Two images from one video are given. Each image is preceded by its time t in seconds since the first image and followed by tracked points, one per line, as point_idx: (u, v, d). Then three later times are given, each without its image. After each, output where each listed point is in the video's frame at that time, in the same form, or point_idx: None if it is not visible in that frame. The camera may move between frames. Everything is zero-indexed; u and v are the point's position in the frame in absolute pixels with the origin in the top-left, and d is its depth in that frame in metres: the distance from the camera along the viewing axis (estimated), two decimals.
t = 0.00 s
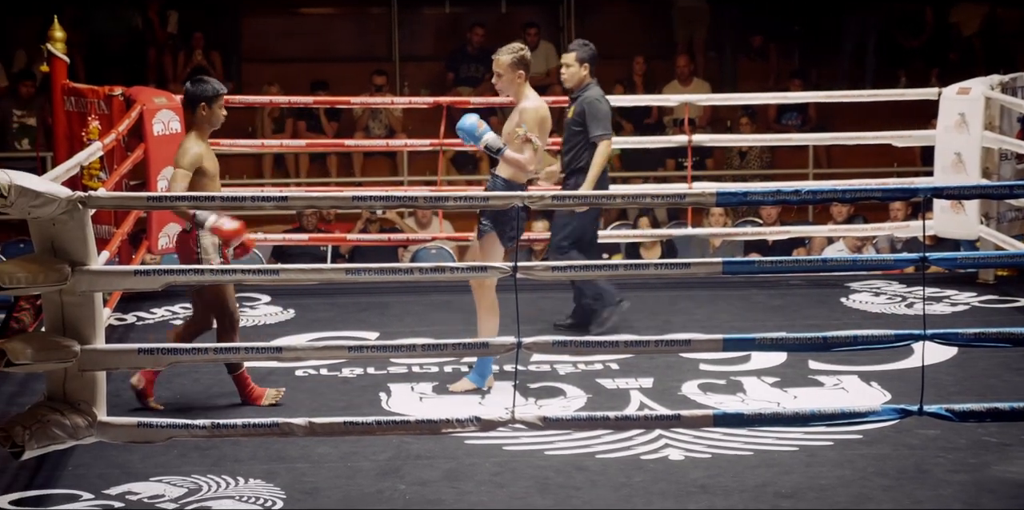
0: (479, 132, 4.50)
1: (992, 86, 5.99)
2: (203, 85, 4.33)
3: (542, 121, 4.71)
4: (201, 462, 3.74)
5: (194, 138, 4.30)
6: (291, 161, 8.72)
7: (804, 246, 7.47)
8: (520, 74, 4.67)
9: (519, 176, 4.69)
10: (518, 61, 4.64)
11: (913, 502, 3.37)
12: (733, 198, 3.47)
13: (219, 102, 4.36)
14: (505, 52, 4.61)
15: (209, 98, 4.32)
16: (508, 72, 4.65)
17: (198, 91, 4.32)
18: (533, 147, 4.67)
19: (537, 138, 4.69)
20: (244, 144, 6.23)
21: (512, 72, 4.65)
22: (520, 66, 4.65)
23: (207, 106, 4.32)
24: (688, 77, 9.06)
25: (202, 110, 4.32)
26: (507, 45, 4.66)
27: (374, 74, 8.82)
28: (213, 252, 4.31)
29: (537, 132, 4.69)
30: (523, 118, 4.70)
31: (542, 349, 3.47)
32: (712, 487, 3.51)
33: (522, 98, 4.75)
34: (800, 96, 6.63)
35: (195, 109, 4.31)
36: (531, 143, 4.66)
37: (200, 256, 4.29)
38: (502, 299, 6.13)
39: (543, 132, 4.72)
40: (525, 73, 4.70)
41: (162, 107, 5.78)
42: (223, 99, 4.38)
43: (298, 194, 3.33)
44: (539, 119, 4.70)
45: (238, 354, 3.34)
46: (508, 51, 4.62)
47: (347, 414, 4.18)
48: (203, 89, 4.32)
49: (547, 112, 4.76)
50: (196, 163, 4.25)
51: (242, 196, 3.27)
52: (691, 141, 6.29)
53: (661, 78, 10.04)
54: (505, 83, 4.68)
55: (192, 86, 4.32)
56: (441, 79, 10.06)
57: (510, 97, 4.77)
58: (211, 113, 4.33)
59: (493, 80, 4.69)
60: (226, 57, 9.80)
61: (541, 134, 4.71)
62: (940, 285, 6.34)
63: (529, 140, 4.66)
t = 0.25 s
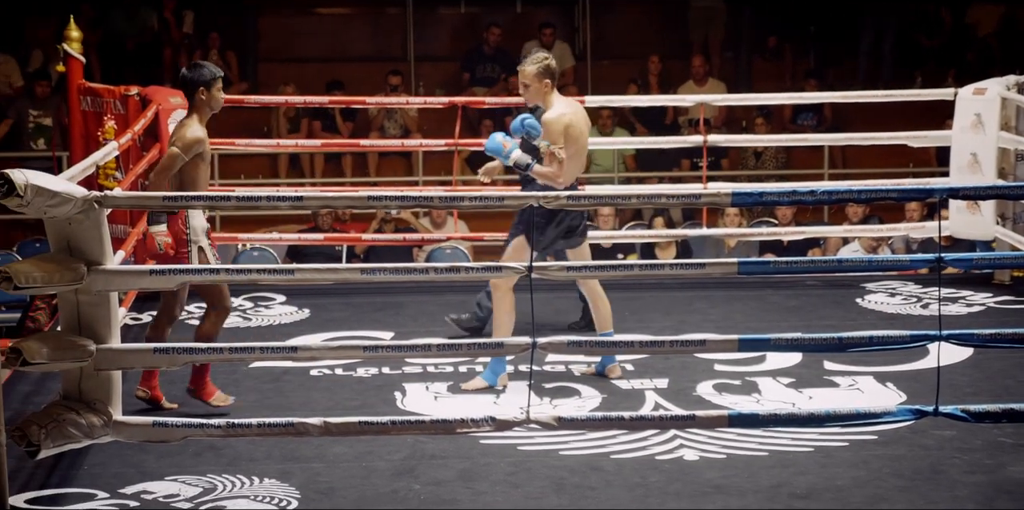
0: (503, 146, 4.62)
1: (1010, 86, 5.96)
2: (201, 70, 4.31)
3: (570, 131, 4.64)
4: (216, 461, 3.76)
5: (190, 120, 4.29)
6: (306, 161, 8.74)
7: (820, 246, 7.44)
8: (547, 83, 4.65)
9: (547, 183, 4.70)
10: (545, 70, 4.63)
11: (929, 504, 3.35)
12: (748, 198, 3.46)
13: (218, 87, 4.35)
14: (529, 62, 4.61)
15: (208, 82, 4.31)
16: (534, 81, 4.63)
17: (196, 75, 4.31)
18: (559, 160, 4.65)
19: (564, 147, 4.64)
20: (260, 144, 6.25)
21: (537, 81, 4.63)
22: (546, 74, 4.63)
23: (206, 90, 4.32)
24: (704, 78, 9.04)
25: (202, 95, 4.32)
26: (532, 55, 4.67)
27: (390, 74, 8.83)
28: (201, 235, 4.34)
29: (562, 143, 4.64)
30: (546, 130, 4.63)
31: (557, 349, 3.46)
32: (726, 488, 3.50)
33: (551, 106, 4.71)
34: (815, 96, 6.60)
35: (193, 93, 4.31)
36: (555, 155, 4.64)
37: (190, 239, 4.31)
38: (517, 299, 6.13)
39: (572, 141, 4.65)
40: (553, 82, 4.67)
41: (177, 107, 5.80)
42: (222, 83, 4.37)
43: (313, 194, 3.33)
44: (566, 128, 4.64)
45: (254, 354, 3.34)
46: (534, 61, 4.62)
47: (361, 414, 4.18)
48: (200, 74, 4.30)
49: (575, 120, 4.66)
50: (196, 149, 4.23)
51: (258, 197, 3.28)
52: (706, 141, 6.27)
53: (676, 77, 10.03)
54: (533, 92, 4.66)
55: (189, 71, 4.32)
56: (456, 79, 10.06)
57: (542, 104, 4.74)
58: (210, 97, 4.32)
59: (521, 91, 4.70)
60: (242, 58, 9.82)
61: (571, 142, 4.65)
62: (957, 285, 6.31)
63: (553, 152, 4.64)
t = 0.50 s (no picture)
0: (535, 111, 4.65)
1: None
2: (205, 88, 4.27)
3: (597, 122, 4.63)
4: (228, 461, 3.76)
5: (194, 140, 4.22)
6: (318, 161, 8.76)
7: (832, 247, 7.42)
8: (570, 79, 4.64)
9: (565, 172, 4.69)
10: (566, 66, 4.62)
11: (942, 505, 3.33)
12: (761, 199, 3.45)
13: (220, 103, 4.31)
14: (549, 60, 4.60)
15: (212, 99, 4.27)
16: (556, 79, 4.63)
17: (201, 92, 4.27)
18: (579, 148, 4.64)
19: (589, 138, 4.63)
20: (272, 144, 6.26)
21: (560, 78, 4.63)
22: (568, 71, 4.62)
23: (210, 107, 4.28)
24: (716, 78, 9.02)
25: (206, 111, 4.27)
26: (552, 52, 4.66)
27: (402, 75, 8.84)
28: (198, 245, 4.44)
29: (584, 133, 4.62)
30: (571, 117, 4.61)
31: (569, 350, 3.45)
32: (739, 489, 3.49)
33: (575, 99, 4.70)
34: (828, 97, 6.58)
35: (198, 110, 4.26)
36: (573, 141, 4.62)
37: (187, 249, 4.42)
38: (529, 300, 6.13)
39: (598, 132, 4.64)
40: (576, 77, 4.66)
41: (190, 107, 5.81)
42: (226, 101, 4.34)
43: (326, 195, 3.32)
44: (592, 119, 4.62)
45: (266, 354, 3.35)
46: (554, 59, 4.61)
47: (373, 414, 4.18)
48: (204, 91, 4.27)
49: (602, 112, 4.64)
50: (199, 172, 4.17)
51: (271, 197, 3.28)
52: (719, 141, 6.26)
53: (688, 78, 10.02)
54: (556, 89, 4.66)
55: (193, 89, 4.28)
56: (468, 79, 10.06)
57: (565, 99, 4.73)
58: (214, 114, 4.28)
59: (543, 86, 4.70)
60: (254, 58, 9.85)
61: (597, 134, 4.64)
62: (969, 286, 6.28)
63: (572, 138, 4.63)
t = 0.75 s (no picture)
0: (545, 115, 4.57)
1: None
2: (223, 81, 4.26)
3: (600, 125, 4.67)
4: (239, 461, 3.77)
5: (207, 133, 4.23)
6: (328, 162, 8.77)
7: (842, 249, 7.40)
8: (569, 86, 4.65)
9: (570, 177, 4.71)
10: (566, 74, 4.62)
11: (953, 507, 3.31)
12: (771, 200, 3.43)
13: (235, 100, 4.31)
14: (550, 68, 4.59)
15: (228, 94, 4.27)
16: (556, 86, 4.63)
17: (218, 86, 4.25)
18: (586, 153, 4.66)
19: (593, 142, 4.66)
20: (283, 144, 6.27)
21: (561, 85, 4.63)
22: (568, 78, 4.62)
23: (225, 102, 4.28)
24: (727, 79, 9.00)
25: (221, 106, 4.27)
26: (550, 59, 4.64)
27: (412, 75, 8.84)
28: (197, 253, 4.34)
29: (589, 137, 4.65)
30: (576, 122, 4.65)
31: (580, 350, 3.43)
32: (749, 490, 3.48)
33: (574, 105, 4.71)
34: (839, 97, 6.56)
35: (215, 105, 4.25)
36: (581, 146, 4.64)
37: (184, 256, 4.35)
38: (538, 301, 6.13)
39: (601, 136, 4.69)
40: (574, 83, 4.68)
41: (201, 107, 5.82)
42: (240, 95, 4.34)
43: (336, 195, 3.33)
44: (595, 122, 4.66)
45: (276, 354, 3.35)
46: (554, 66, 4.60)
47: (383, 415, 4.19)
48: (221, 87, 4.25)
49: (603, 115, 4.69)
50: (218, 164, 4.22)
51: (281, 197, 3.28)
52: (730, 142, 6.24)
53: (699, 78, 10.01)
54: (555, 96, 4.66)
55: (209, 83, 4.25)
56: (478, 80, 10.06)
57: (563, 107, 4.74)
58: (229, 109, 4.28)
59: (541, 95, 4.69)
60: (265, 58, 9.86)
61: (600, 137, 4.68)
62: (980, 288, 6.26)
63: (580, 144, 4.64)
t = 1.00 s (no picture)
0: (521, 136, 4.57)
1: None
2: (250, 87, 4.27)
3: (590, 130, 4.71)
4: (250, 463, 3.77)
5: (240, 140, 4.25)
6: (339, 163, 8.79)
7: (854, 251, 7.38)
8: (555, 92, 4.73)
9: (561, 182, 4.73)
10: (552, 80, 4.72)
11: None
12: (782, 202, 3.42)
13: (264, 104, 4.32)
14: (534, 73, 4.69)
15: (257, 100, 4.29)
16: (542, 92, 4.73)
17: (246, 92, 4.26)
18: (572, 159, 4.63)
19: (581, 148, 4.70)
20: (293, 146, 6.27)
21: (546, 91, 4.72)
22: (553, 84, 4.71)
23: (254, 106, 4.29)
24: (738, 81, 8.98)
25: (250, 111, 4.28)
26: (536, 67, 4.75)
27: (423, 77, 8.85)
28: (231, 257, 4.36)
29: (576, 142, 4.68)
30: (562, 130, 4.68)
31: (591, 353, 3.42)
32: (759, 492, 3.47)
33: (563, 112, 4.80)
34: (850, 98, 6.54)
35: (243, 110, 4.26)
36: (568, 155, 4.63)
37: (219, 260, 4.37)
38: (549, 303, 6.13)
39: (592, 141, 4.72)
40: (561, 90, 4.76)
41: (212, 109, 5.83)
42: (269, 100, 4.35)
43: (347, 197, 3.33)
44: (583, 129, 4.70)
45: (287, 356, 3.34)
46: (540, 72, 4.70)
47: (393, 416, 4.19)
48: (249, 92, 4.26)
49: (591, 120, 4.73)
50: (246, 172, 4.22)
51: (292, 198, 3.28)
52: (741, 144, 6.22)
53: (709, 81, 10.00)
54: (541, 103, 4.76)
55: (237, 88, 4.26)
56: (489, 81, 10.06)
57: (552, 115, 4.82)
58: (258, 114, 4.30)
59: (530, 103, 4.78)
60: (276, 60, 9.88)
61: (590, 142, 4.71)
62: (992, 290, 6.23)
63: (567, 152, 4.63)
